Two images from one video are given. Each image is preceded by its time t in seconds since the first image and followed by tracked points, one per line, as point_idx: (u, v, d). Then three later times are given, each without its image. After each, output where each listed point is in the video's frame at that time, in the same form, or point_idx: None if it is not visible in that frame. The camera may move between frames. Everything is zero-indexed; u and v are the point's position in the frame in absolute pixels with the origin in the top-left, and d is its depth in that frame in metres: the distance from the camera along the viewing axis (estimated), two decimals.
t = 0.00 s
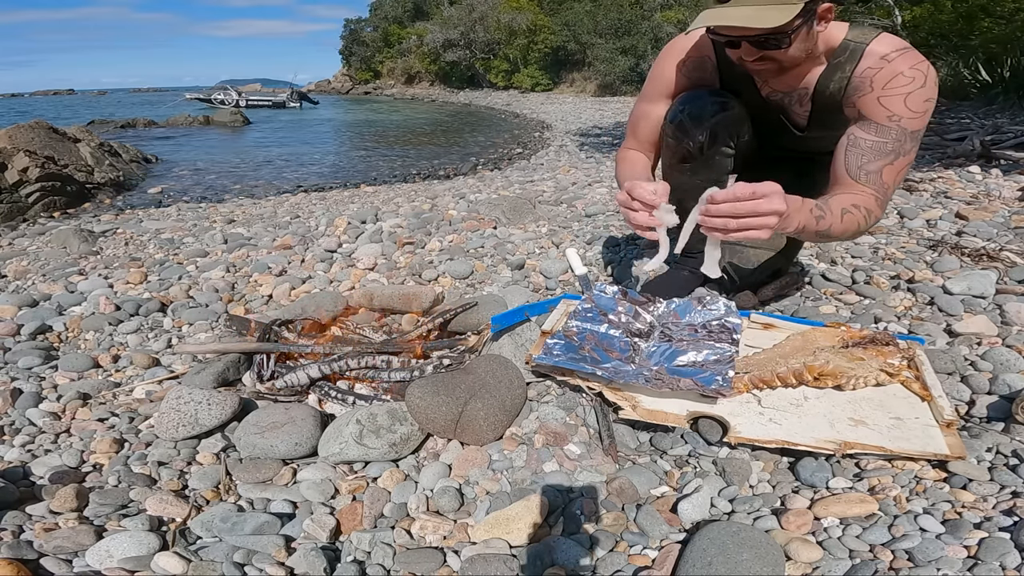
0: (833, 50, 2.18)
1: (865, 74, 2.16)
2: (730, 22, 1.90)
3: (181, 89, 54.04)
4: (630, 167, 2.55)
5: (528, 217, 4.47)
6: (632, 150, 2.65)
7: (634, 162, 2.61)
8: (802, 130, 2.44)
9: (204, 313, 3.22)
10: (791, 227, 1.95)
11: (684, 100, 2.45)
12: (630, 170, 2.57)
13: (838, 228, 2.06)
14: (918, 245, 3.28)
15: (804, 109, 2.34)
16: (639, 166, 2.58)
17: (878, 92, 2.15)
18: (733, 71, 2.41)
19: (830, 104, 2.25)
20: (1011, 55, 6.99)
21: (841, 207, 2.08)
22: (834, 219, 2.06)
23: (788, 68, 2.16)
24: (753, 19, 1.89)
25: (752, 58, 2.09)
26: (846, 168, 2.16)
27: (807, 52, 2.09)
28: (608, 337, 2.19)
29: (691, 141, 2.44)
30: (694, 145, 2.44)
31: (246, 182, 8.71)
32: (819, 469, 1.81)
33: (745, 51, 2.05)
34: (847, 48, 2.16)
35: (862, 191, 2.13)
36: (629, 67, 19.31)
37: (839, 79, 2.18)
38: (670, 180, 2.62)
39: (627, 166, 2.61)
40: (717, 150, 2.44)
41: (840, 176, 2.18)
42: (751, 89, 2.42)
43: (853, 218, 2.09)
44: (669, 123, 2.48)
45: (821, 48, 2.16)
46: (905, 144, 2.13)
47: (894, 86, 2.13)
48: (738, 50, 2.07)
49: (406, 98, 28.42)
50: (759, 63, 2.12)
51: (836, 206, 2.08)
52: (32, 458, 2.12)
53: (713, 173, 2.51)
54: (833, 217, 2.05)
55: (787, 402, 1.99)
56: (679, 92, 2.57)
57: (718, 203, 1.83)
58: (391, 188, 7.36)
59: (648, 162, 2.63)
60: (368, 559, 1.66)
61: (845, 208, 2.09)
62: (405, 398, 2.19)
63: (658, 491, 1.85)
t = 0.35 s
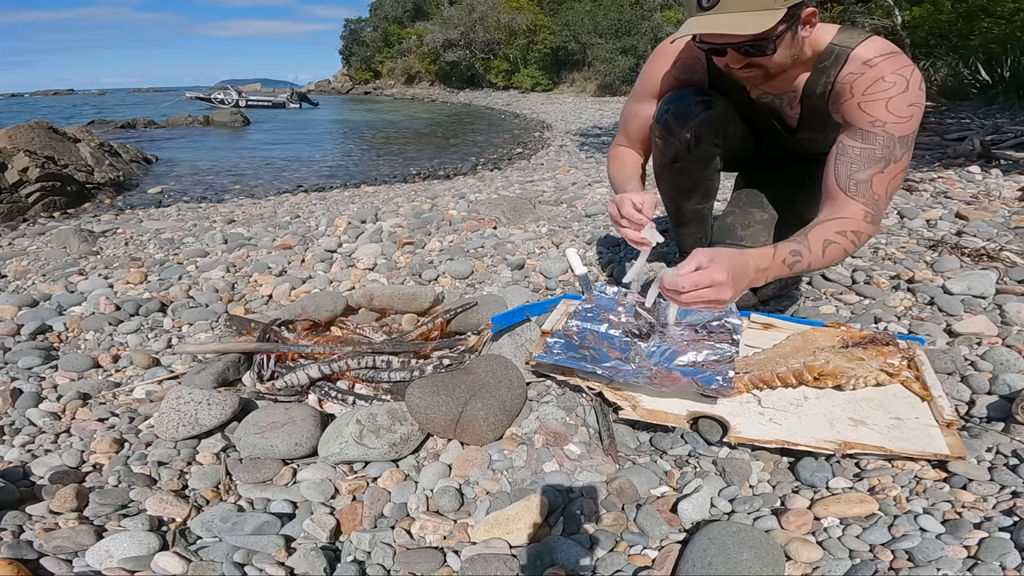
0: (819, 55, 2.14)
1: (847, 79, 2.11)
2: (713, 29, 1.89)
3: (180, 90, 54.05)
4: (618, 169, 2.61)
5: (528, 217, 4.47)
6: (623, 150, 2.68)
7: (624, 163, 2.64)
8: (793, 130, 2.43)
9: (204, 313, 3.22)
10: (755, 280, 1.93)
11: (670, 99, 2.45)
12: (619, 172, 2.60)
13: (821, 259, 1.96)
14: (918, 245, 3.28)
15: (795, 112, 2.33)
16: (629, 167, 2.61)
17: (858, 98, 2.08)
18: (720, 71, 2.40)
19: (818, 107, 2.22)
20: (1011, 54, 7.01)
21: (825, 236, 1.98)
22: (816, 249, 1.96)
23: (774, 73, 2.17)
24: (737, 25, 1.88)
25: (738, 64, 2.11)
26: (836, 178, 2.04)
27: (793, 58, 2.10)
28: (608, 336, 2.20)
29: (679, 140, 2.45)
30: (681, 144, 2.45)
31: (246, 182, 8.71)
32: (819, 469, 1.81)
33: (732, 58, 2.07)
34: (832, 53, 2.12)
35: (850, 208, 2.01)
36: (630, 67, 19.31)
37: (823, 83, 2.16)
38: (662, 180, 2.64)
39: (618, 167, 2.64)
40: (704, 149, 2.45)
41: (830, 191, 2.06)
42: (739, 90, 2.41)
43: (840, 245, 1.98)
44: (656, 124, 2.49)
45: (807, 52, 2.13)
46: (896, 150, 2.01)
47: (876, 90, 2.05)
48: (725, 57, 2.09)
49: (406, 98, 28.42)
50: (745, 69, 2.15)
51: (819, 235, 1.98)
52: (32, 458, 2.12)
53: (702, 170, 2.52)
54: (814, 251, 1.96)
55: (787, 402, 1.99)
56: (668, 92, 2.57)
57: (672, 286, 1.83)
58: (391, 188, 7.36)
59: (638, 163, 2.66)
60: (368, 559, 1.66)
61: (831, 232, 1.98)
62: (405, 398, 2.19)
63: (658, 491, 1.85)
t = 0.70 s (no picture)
0: (819, 52, 2.16)
1: (851, 78, 2.13)
2: (718, 26, 1.89)
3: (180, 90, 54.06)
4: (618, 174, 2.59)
5: (528, 217, 4.47)
6: (623, 152, 2.67)
7: (624, 164, 2.64)
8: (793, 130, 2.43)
9: (204, 313, 3.22)
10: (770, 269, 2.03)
11: (672, 101, 2.45)
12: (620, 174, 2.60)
13: (827, 251, 2.07)
14: (918, 245, 3.28)
15: (795, 111, 2.33)
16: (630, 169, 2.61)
17: (863, 96, 2.11)
18: (723, 73, 2.40)
19: (819, 105, 2.23)
20: (1011, 55, 7.04)
21: (831, 227, 2.08)
22: (823, 239, 2.07)
23: (776, 72, 2.17)
24: (741, 22, 1.88)
25: (740, 62, 2.11)
26: (838, 176, 2.13)
27: (795, 56, 2.10)
28: (608, 338, 2.20)
29: (681, 142, 2.44)
30: (683, 146, 2.45)
31: (246, 182, 8.71)
32: (819, 469, 1.81)
33: (734, 55, 2.07)
34: (833, 50, 2.14)
35: (852, 204, 2.11)
36: (630, 67, 19.30)
37: (825, 81, 2.17)
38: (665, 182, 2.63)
39: (619, 168, 2.64)
40: (707, 151, 2.45)
41: (831, 188, 2.16)
42: (740, 90, 2.40)
43: (843, 237, 2.09)
44: (657, 125, 2.49)
45: (808, 50, 2.14)
46: (895, 149, 2.09)
47: (881, 89, 2.08)
48: (727, 55, 2.08)
49: (406, 98, 28.44)
50: (747, 67, 2.15)
51: (825, 226, 2.08)
52: (32, 458, 2.12)
53: (704, 171, 2.51)
54: (821, 241, 2.06)
55: (787, 402, 1.99)
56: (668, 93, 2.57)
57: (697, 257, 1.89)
58: (391, 188, 7.36)
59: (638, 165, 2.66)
60: (368, 559, 1.66)
61: (835, 225, 2.08)
62: (405, 398, 2.19)
63: (658, 491, 1.85)
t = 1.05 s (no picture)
0: (828, 55, 2.15)
1: (860, 80, 2.14)
2: (734, 27, 1.88)
3: (180, 90, 54.08)
4: (618, 174, 2.57)
5: (528, 217, 4.47)
6: (623, 152, 2.65)
7: (624, 165, 2.61)
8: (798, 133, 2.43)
9: (204, 313, 3.22)
10: (768, 251, 2.03)
11: (679, 101, 2.46)
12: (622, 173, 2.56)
13: (826, 241, 2.10)
14: (918, 245, 3.28)
15: (800, 113, 2.32)
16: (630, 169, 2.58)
17: (872, 99, 2.13)
18: (730, 75, 2.40)
19: (826, 107, 2.23)
20: (1010, 55, 7.06)
21: (830, 220, 2.13)
22: (823, 230, 2.11)
23: (785, 74, 2.16)
24: (757, 23, 1.88)
25: (751, 63, 2.10)
26: (841, 176, 2.18)
27: (804, 58, 2.09)
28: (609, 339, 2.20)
29: (688, 142, 2.46)
30: (689, 146, 2.47)
31: (246, 182, 8.71)
32: (818, 469, 1.81)
33: (745, 56, 2.06)
34: (842, 53, 2.14)
35: (855, 201, 2.16)
36: (630, 67, 19.32)
37: (834, 83, 2.16)
38: (667, 182, 2.65)
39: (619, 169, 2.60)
40: (713, 151, 2.47)
41: (834, 186, 2.21)
42: (745, 91, 2.40)
43: (843, 230, 2.13)
44: (664, 125, 2.49)
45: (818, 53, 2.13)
46: (898, 152, 2.14)
47: (889, 92, 2.11)
48: (738, 56, 2.07)
49: (406, 99, 28.45)
50: (757, 68, 2.13)
51: (825, 219, 2.12)
52: (32, 458, 2.12)
53: (710, 172, 2.53)
54: (820, 231, 2.10)
55: (787, 402, 1.99)
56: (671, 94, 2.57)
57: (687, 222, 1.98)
58: (391, 188, 7.36)
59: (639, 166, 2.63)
60: (368, 559, 1.66)
61: (835, 218, 2.13)
62: (405, 398, 2.19)
63: (658, 491, 1.85)
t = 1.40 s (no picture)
0: (828, 52, 2.15)
1: (859, 75, 2.12)
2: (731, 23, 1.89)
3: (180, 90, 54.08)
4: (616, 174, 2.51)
5: (528, 217, 4.47)
6: (622, 152, 2.60)
7: (621, 164, 2.56)
8: (800, 129, 2.44)
9: (204, 313, 3.22)
10: (760, 239, 1.98)
11: (680, 100, 2.45)
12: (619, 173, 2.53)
13: (828, 232, 1.99)
14: (918, 245, 3.28)
15: (801, 110, 2.33)
16: (627, 169, 2.55)
17: (872, 91, 2.11)
18: (731, 74, 2.40)
19: (826, 104, 2.23)
20: (1011, 55, 7.06)
21: (834, 211, 2.02)
22: (826, 221, 2.00)
23: (783, 71, 2.17)
24: (751, 20, 1.89)
25: (748, 61, 2.10)
26: (847, 169, 2.09)
27: (802, 55, 2.09)
28: (609, 339, 2.21)
29: (688, 141, 2.46)
30: (690, 145, 2.46)
31: (246, 182, 8.71)
32: (818, 468, 1.81)
33: (742, 54, 2.07)
34: (842, 49, 2.14)
35: (861, 193, 2.05)
36: (630, 67, 19.33)
37: (833, 79, 2.16)
38: (667, 181, 2.66)
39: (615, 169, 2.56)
40: (714, 151, 2.47)
41: (840, 180, 2.11)
42: (746, 90, 2.41)
43: (848, 221, 2.01)
44: (665, 124, 2.48)
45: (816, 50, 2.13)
46: (904, 144, 2.06)
47: (888, 85, 2.08)
48: (735, 53, 2.07)
49: (406, 99, 28.45)
50: (755, 66, 2.14)
51: (828, 209, 2.02)
52: (32, 458, 2.12)
53: (710, 171, 2.53)
54: (822, 222, 1.99)
55: (787, 402, 1.99)
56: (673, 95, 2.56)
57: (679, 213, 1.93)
58: (391, 188, 7.36)
59: (636, 167, 2.59)
60: (368, 559, 1.66)
61: (840, 209, 2.02)
62: (405, 398, 2.19)
63: (658, 491, 1.85)
